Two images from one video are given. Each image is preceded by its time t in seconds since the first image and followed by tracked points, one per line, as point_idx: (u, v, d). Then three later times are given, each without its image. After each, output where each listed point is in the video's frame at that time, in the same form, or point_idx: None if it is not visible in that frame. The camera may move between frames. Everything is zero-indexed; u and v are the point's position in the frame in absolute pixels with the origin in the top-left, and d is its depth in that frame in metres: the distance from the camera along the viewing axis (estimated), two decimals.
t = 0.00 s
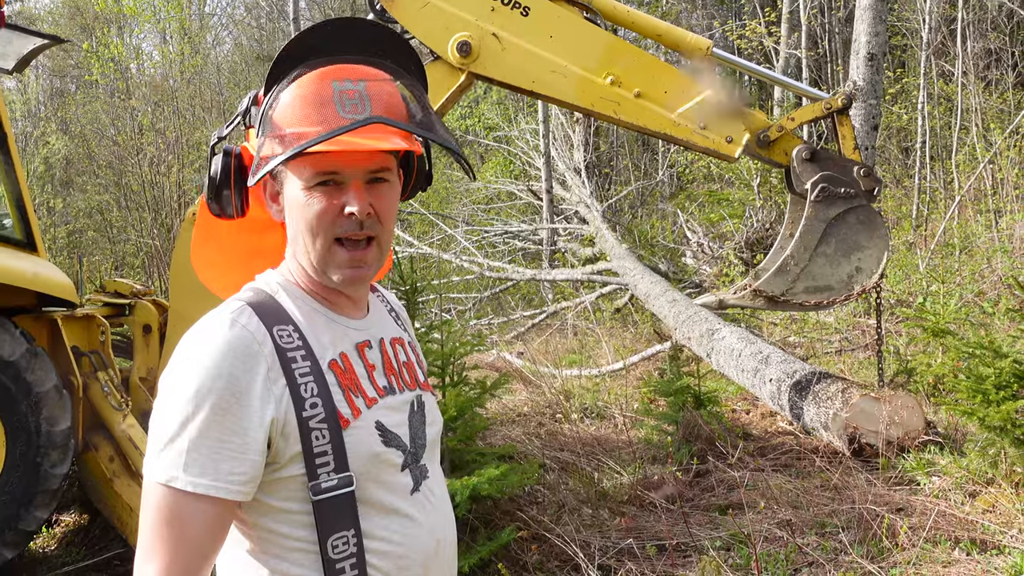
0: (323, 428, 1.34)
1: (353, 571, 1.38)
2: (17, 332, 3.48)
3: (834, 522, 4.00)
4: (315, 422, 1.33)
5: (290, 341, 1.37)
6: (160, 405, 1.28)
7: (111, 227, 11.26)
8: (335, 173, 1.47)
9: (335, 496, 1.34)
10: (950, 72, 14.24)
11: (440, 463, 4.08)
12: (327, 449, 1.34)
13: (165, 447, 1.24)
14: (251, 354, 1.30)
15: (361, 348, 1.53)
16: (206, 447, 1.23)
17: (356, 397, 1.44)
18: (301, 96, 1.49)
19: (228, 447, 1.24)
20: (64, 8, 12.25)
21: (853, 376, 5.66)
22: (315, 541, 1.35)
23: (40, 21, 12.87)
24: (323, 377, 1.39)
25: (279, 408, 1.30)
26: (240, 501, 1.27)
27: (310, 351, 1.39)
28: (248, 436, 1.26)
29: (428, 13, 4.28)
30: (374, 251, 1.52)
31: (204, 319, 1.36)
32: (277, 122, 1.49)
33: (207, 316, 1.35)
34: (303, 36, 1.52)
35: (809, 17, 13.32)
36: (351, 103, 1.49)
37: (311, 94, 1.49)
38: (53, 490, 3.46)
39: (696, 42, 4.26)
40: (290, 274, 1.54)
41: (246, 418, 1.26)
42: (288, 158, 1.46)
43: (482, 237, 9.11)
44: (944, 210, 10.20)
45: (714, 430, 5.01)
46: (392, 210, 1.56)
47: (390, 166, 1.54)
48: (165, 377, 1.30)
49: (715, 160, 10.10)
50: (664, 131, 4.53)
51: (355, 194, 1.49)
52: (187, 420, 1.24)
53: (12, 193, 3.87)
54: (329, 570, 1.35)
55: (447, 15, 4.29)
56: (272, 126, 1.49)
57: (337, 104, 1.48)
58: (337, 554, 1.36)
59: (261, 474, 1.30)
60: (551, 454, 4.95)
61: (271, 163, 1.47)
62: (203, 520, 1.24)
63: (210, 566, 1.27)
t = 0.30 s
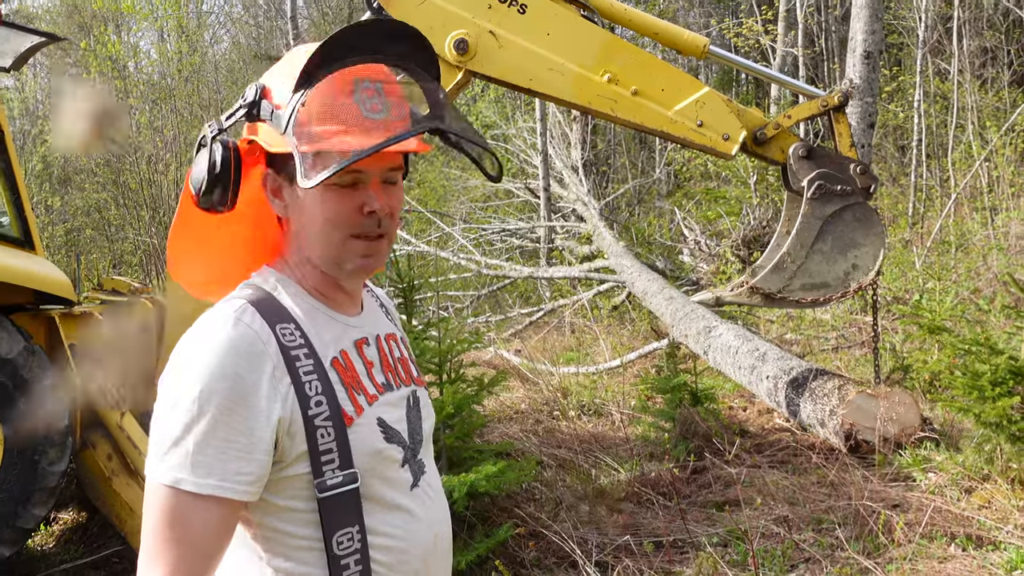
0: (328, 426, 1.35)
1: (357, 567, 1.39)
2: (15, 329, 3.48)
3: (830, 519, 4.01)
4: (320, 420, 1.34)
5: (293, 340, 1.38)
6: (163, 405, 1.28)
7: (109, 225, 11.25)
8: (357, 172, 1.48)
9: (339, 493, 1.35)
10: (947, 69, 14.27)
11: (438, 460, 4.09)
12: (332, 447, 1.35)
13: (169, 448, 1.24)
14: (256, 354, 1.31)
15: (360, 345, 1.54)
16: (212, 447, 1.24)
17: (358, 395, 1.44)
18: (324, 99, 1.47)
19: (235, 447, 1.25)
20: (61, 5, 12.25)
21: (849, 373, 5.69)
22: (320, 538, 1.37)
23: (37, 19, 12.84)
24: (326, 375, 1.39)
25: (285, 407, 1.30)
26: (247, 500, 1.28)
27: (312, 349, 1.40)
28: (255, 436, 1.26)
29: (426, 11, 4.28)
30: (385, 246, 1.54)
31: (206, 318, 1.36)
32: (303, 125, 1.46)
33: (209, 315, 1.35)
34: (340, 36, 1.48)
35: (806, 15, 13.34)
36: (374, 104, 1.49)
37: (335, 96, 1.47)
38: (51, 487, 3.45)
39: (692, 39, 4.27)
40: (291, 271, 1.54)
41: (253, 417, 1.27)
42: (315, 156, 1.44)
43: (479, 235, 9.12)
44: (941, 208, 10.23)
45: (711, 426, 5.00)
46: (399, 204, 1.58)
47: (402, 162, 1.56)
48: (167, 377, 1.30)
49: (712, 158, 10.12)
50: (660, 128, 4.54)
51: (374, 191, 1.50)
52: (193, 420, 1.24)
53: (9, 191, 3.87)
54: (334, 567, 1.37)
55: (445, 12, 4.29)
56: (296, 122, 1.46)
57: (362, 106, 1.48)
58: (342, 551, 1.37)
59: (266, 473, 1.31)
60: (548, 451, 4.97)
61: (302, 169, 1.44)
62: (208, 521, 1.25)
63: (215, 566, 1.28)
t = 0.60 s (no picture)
0: (327, 422, 1.34)
1: (358, 561, 1.39)
2: (11, 326, 3.50)
3: (827, 515, 4.01)
4: (319, 416, 1.33)
5: (292, 336, 1.37)
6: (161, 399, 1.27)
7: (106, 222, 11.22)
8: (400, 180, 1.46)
9: (339, 487, 1.35)
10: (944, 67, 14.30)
11: (436, 457, 4.09)
12: (332, 442, 1.35)
13: (165, 444, 1.23)
14: (255, 351, 1.29)
15: (356, 341, 1.54)
16: (211, 443, 1.23)
17: (355, 390, 1.44)
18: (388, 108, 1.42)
19: (234, 443, 1.24)
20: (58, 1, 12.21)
21: (846, 370, 5.70)
22: (320, 532, 1.37)
23: (34, 15, 12.81)
24: (325, 371, 1.39)
25: (284, 403, 1.29)
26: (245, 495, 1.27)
27: (311, 345, 1.39)
28: (254, 433, 1.25)
29: (425, 7, 4.29)
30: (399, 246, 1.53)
31: (205, 313, 1.35)
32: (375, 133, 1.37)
33: (207, 311, 1.34)
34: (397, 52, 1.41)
35: (804, 13, 13.36)
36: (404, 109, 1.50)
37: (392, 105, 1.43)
38: (47, 483, 3.45)
39: (689, 35, 4.27)
40: (292, 271, 1.51)
41: (252, 414, 1.26)
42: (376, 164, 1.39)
43: (477, 232, 9.12)
44: (938, 205, 10.25)
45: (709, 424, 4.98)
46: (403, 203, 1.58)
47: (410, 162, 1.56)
48: (165, 371, 1.29)
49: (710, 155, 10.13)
50: (657, 125, 4.57)
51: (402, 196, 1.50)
52: (192, 416, 1.23)
53: (6, 187, 3.85)
54: (336, 561, 1.36)
55: (442, 8, 4.26)
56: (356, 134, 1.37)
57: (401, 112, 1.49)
58: (343, 544, 1.37)
59: (264, 468, 1.30)
60: (545, 448, 4.98)
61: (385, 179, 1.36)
62: (204, 517, 1.23)
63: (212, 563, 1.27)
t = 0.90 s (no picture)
0: (328, 417, 1.35)
1: (356, 558, 1.39)
2: (9, 324, 3.47)
3: (826, 512, 4.02)
4: (321, 411, 1.34)
5: (294, 332, 1.37)
6: (167, 398, 1.27)
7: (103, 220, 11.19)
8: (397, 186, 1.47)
9: (339, 484, 1.35)
10: (941, 64, 14.31)
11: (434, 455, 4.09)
12: (333, 438, 1.35)
13: (173, 440, 1.22)
14: (259, 345, 1.29)
15: (357, 340, 1.53)
16: (217, 437, 1.22)
17: (356, 388, 1.44)
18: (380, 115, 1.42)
19: (239, 436, 1.23)
20: None
21: (845, 367, 5.71)
22: (319, 529, 1.36)
23: (30, 12, 12.77)
24: (326, 368, 1.39)
25: (287, 396, 1.30)
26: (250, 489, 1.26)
27: (312, 341, 1.39)
28: (257, 425, 1.25)
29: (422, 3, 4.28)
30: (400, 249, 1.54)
31: (209, 308, 1.35)
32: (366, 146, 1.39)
33: (210, 307, 1.34)
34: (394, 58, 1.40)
35: (801, 10, 13.36)
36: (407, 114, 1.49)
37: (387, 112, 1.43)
38: (47, 481, 3.44)
39: (688, 32, 4.27)
40: (299, 270, 1.50)
41: (256, 408, 1.26)
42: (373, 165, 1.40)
43: (475, 230, 9.12)
44: (935, 202, 10.27)
45: (707, 421, 5.00)
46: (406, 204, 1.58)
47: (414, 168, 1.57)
48: (170, 367, 1.29)
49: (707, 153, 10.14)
50: (655, 122, 4.57)
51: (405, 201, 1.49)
52: (197, 411, 1.23)
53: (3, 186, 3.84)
54: (334, 559, 1.36)
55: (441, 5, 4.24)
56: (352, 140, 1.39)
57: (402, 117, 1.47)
58: (341, 542, 1.37)
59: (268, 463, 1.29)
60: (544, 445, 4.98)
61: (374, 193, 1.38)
62: (213, 513, 1.22)
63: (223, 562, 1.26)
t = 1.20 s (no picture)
0: (333, 418, 1.33)
1: (357, 559, 1.37)
2: (6, 323, 3.45)
3: (827, 511, 4.01)
4: (326, 411, 1.32)
5: (302, 331, 1.35)
6: (174, 395, 1.26)
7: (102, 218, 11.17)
8: (358, 159, 1.45)
9: (343, 483, 1.33)
10: (942, 62, 14.29)
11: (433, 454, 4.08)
12: (337, 438, 1.33)
13: (179, 438, 1.21)
14: (264, 345, 1.28)
15: (370, 341, 1.51)
16: (220, 435, 1.21)
17: (365, 389, 1.42)
18: (323, 83, 1.48)
19: (246, 437, 1.22)
20: None
21: (845, 365, 5.70)
22: (322, 529, 1.34)
23: (29, 11, 12.73)
24: (334, 368, 1.37)
25: (291, 397, 1.28)
26: (257, 488, 1.25)
27: (321, 341, 1.38)
28: (263, 426, 1.24)
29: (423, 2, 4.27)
30: (395, 239, 1.49)
31: (219, 306, 1.34)
32: (304, 109, 1.46)
33: (220, 305, 1.33)
34: (342, 20, 1.51)
35: (802, 8, 13.33)
36: (376, 90, 1.47)
37: (336, 80, 1.47)
38: (44, 481, 3.43)
39: (688, 30, 4.25)
40: (309, 268, 1.49)
41: (260, 408, 1.24)
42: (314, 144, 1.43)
43: (474, 228, 9.10)
44: (936, 200, 10.25)
45: (707, 419, 5.00)
46: (413, 197, 1.54)
47: (411, 155, 1.52)
48: (179, 365, 1.28)
49: (706, 151, 10.13)
50: (656, 120, 4.54)
51: (379, 181, 1.46)
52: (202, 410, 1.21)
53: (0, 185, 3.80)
54: (335, 558, 1.35)
55: (442, 4, 4.23)
56: (299, 113, 1.46)
57: (363, 90, 1.46)
58: (342, 541, 1.35)
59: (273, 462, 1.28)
60: (544, 445, 4.98)
61: (298, 149, 1.44)
62: (218, 513, 1.22)
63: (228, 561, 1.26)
